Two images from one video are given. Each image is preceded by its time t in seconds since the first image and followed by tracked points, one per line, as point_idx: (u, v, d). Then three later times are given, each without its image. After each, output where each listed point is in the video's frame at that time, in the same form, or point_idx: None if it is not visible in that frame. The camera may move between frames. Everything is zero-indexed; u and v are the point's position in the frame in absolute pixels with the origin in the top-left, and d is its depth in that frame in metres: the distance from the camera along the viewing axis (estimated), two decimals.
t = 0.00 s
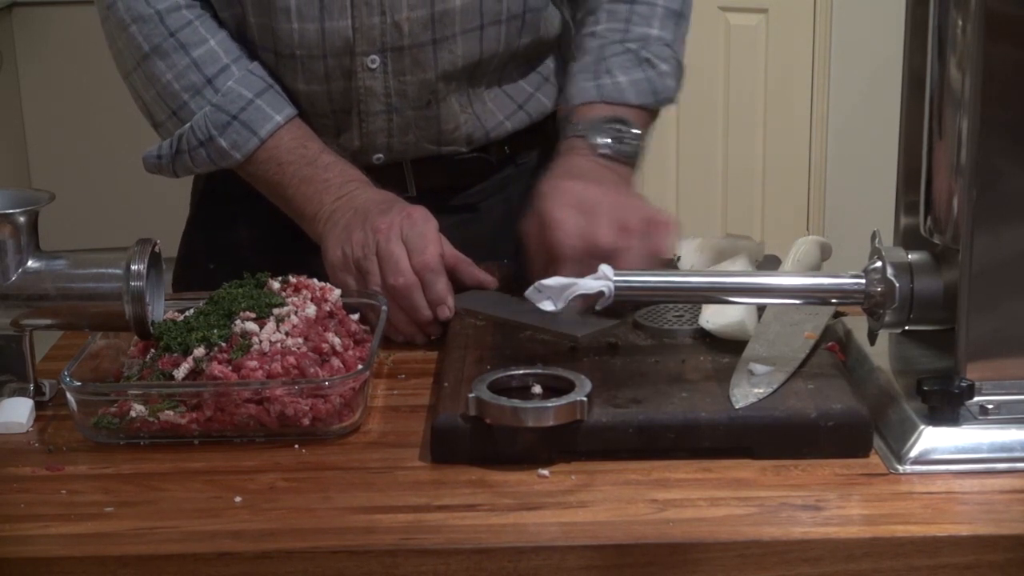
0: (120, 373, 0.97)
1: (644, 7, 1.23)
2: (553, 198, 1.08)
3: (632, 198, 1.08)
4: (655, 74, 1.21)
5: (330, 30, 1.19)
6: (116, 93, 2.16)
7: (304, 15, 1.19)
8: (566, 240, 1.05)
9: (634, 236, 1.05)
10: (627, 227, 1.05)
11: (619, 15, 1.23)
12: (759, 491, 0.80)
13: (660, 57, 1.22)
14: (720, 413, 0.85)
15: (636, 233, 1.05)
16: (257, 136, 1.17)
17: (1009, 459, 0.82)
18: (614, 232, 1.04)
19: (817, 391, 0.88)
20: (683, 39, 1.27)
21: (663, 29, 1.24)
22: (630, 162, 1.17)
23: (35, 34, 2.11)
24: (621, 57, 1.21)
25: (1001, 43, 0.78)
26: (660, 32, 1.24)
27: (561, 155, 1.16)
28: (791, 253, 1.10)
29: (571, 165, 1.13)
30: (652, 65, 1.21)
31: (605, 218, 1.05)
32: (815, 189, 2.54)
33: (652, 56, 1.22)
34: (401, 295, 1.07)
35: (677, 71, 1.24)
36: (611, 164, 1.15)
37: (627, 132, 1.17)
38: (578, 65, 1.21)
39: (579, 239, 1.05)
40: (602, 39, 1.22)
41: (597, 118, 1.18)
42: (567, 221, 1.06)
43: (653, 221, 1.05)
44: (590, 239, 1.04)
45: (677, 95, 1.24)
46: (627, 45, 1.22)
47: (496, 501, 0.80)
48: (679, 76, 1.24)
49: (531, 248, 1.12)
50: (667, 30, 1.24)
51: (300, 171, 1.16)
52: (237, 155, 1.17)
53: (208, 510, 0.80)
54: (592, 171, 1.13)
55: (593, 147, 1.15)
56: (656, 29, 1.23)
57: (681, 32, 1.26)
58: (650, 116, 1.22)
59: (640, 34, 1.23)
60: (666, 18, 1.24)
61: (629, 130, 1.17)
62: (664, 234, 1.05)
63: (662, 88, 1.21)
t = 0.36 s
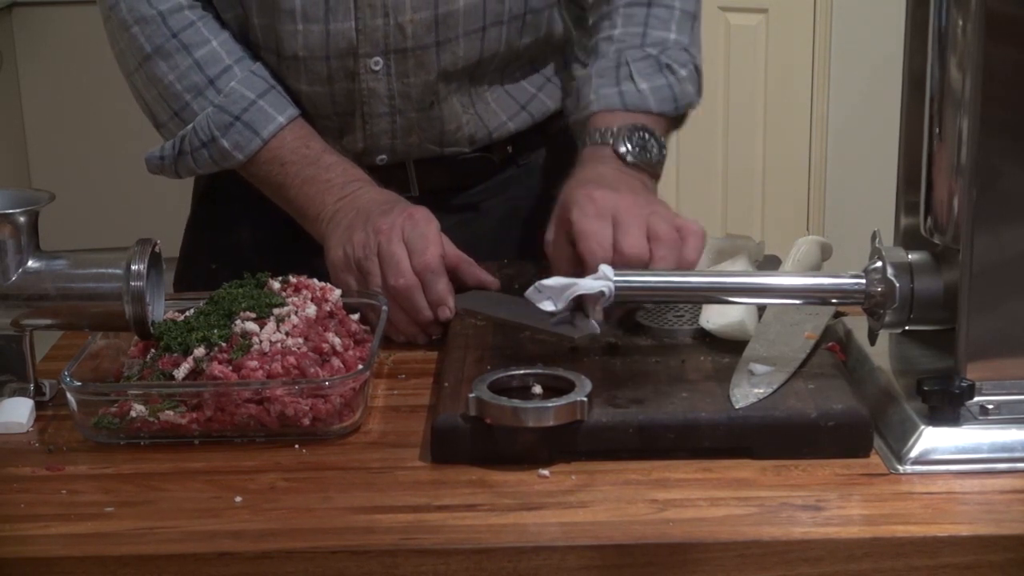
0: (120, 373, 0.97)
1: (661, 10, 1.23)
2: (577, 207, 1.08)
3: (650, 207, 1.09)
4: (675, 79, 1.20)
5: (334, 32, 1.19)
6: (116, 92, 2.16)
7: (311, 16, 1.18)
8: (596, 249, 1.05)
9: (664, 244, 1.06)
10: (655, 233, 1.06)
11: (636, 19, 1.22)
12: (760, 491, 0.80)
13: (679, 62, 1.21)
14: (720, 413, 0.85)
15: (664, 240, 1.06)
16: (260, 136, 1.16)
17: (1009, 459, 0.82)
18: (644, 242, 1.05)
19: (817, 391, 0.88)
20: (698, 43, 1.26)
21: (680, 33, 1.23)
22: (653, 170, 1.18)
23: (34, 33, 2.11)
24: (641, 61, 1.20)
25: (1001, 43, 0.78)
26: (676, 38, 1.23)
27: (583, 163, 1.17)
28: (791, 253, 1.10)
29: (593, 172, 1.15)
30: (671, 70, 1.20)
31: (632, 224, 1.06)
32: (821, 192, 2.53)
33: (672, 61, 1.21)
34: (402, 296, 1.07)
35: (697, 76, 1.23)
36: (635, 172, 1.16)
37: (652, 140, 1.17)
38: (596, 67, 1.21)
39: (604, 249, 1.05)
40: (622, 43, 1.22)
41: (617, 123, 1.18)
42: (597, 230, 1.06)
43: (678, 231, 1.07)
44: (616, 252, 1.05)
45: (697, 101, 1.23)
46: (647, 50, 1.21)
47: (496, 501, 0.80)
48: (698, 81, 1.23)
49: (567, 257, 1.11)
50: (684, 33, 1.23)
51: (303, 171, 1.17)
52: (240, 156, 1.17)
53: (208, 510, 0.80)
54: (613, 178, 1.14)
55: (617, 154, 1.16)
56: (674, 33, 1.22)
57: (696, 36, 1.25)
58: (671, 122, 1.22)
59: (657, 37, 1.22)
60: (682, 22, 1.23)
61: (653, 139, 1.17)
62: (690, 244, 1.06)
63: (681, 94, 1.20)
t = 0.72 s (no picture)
0: (120, 373, 0.97)
1: (657, 12, 1.22)
2: (561, 214, 1.08)
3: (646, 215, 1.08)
4: (672, 84, 1.19)
5: (337, 33, 1.19)
6: (116, 92, 2.16)
7: (313, 17, 1.18)
8: (575, 257, 1.05)
9: (644, 250, 1.04)
10: (635, 239, 1.04)
11: (632, 22, 1.22)
12: (759, 491, 0.80)
13: (676, 66, 1.21)
14: (720, 413, 0.85)
15: (645, 246, 1.04)
16: (263, 136, 1.16)
17: (1009, 459, 0.82)
18: (621, 246, 1.04)
19: (817, 391, 0.88)
20: (697, 42, 1.25)
21: (677, 36, 1.22)
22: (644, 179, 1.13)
23: (34, 33, 2.11)
24: (636, 67, 1.20)
25: (1002, 43, 0.78)
26: (674, 41, 1.22)
27: (572, 169, 1.15)
28: (791, 253, 1.10)
29: (585, 179, 1.12)
30: (668, 76, 1.20)
31: (613, 232, 1.05)
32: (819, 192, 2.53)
33: (667, 67, 1.20)
34: (402, 296, 1.07)
35: (694, 79, 1.22)
36: (625, 180, 1.12)
37: (638, 147, 1.16)
38: (594, 75, 1.20)
39: (586, 256, 1.05)
40: (616, 48, 1.21)
41: (610, 131, 1.17)
42: (576, 235, 1.06)
43: (657, 237, 1.04)
44: (599, 256, 1.04)
45: (695, 104, 1.22)
46: (642, 56, 1.20)
47: (496, 501, 0.80)
48: (696, 84, 1.22)
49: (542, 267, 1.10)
50: (680, 36, 1.22)
51: (305, 170, 1.17)
52: (242, 156, 1.17)
53: (208, 510, 0.80)
54: (607, 188, 1.10)
55: (604, 164, 1.13)
56: (669, 36, 1.22)
57: (693, 38, 1.24)
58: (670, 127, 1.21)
59: (654, 42, 1.21)
60: (679, 25, 1.22)
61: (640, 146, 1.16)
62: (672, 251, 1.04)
63: (678, 98, 1.19)
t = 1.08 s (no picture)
0: (120, 373, 0.97)
1: (651, 12, 1.22)
2: (542, 210, 1.06)
3: (625, 215, 1.06)
4: (663, 84, 1.19)
5: (339, 30, 1.19)
6: (115, 92, 2.16)
7: (313, 14, 1.18)
8: (552, 252, 1.03)
9: (621, 251, 1.02)
10: (612, 239, 1.03)
11: (626, 21, 1.22)
12: (760, 491, 0.80)
13: (668, 65, 1.21)
14: (720, 413, 0.85)
15: (620, 247, 1.02)
16: (263, 135, 1.16)
17: (1009, 459, 0.82)
18: (597, 244, 1.02)
19: (817, 391, 0.88)
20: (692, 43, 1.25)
21: (670, 36, 1.22)
22: (631, 179, 1.14)
23: (33, 33, 2.11)
24: (628, 65, 1.20)
25: (1001, 42, 0.78)
26: (669, 41, 1.22)
27: (560, 169, 1.15)
28: (790, 253, 1.10)
29: (569, 177, 1.12)
30: (660, 75, 1.20)
31: (591, 231, 1.03)
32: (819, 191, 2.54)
33: (660, 66, 1.20)
34: (402, 297, 1.07)
35: (687, 78, 1.22)
36: (612, 179, 1.13)
37: (628, 149, 1.15)
38: (586, 73, 1.20)
39: (561, 252, 1.03)
40: (610, 46, 1.21)
41: (599, 129, 1.16)
42: (551, 232, 1.04)
43: (634, 238, 1.03)
44: (573, 252, 1.02)
45: (688, 103, 1.23)
46: (634, 54, 1.20)
47: (496, 501, 0.80)
48: (688, 83, 1.22)
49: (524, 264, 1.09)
50: (674, 36, 1.22)
51: (306, 170, 1.17)
52: (242, 156, 1.17)
53: (208, 511, 0.80)
54: (591, 185, 1.10)
55: (592, 161, 1.13)
56: (663, 36, 1.22)
57: (688, 37, 1.24)
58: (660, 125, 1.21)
59: (647, 40, 1.22)
60: (673, 24, 1.22)
61: (630, 148, 1.15)
62: (649, 251, 1.03)
63: (670, 97, 1.19)
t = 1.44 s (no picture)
0: (120, 373, 0.97)
1: (640, 14, 1.23)
2: (501, 209, 1.07)
3: (585, 212, 1.07)
4: (649, 83, 1.20)
5: (341, 33, 1.19)
6: (115, 92, 2.16)
7: (316, 17, 1.18)
8: (507, 249, 1.03)
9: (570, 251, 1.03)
10: (566, 239, 1.03)
11: (615, 22, 1.22)
12: (760, 491, 0.80)
13: (654, 65, 1.21)
14: (720, 413, 0.85)
15: (570, 247, 1.03)
16: (265, 137, 1.16)
17: (1009, 459, 0.82)
18: (552, 241, 1.03)
19: (817, 391, 0.88)
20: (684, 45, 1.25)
21: (659, 37, 1.23)
22: (606, 176, 1.16)
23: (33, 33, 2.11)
24: (613, 65, 1.20)
25: (1002, 43, 0.78)
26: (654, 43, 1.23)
27: (540, 165, 1.17)
28: (791, 253, 1.10)
29: (551, 174, 1.14)
30: (644, 74, 1.20)
31: (546, 227, 1.04)
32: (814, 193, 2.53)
33: (645, 65, 1.20)
34: (403, 297, 1.07)
35: (675, 80, 1.22)
36: (585, 178, 1.15)
37: (604, 145, 1.16)
38: (573, 72, 1.21)
39: (516, 248, 1.03)
40: (597, 47, 1.22)
41: (580, 127, 1.17)
42: (511, 229, 1.04)
43: (591, 241, 1.04)
44: (531, 249, 1.03)
45: (675, 103, 1.23)
46: (621, 53, 1.20)
47: (496, 501, 0.80)
48: (675, 84, 1.22)
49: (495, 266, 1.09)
50: (663, 37, 1.23)
51: (308, 171, 1.17)
52: (245, 158, 1.17)
53: (208, 510, 0.80)
54: (562, 185, 1.12)
55: (569, 160, 1.15)
56: (651, 36, 1.22)
57: (679, 39, 1.24)
58: (639, 125, 1.21)
59: (635, 41, 1.22)
60: (661, 26, 1.23)
61: (606, 144, 1.16)
62: (604, 254, 1.04)
63: (654, 97, 1.20)
